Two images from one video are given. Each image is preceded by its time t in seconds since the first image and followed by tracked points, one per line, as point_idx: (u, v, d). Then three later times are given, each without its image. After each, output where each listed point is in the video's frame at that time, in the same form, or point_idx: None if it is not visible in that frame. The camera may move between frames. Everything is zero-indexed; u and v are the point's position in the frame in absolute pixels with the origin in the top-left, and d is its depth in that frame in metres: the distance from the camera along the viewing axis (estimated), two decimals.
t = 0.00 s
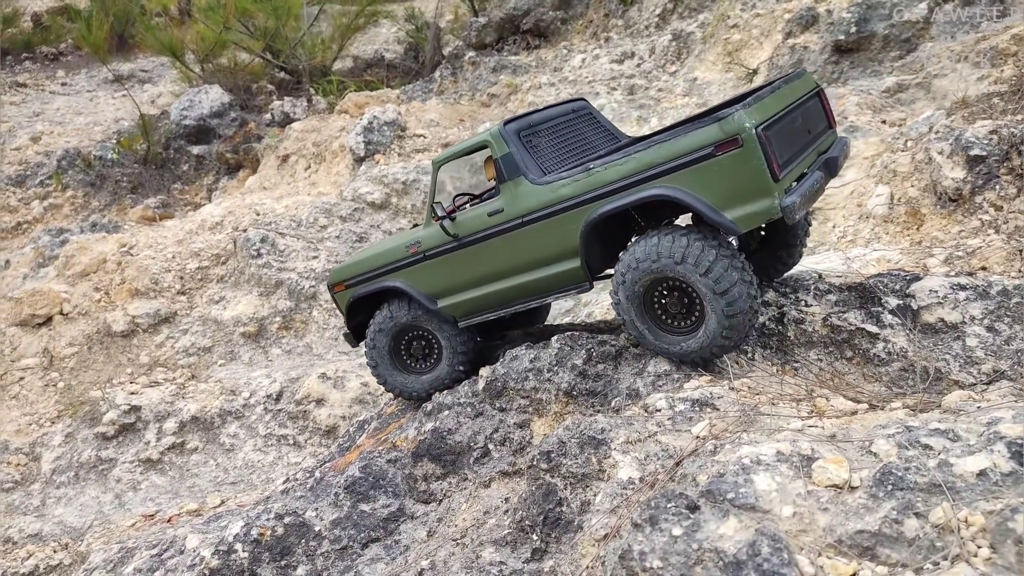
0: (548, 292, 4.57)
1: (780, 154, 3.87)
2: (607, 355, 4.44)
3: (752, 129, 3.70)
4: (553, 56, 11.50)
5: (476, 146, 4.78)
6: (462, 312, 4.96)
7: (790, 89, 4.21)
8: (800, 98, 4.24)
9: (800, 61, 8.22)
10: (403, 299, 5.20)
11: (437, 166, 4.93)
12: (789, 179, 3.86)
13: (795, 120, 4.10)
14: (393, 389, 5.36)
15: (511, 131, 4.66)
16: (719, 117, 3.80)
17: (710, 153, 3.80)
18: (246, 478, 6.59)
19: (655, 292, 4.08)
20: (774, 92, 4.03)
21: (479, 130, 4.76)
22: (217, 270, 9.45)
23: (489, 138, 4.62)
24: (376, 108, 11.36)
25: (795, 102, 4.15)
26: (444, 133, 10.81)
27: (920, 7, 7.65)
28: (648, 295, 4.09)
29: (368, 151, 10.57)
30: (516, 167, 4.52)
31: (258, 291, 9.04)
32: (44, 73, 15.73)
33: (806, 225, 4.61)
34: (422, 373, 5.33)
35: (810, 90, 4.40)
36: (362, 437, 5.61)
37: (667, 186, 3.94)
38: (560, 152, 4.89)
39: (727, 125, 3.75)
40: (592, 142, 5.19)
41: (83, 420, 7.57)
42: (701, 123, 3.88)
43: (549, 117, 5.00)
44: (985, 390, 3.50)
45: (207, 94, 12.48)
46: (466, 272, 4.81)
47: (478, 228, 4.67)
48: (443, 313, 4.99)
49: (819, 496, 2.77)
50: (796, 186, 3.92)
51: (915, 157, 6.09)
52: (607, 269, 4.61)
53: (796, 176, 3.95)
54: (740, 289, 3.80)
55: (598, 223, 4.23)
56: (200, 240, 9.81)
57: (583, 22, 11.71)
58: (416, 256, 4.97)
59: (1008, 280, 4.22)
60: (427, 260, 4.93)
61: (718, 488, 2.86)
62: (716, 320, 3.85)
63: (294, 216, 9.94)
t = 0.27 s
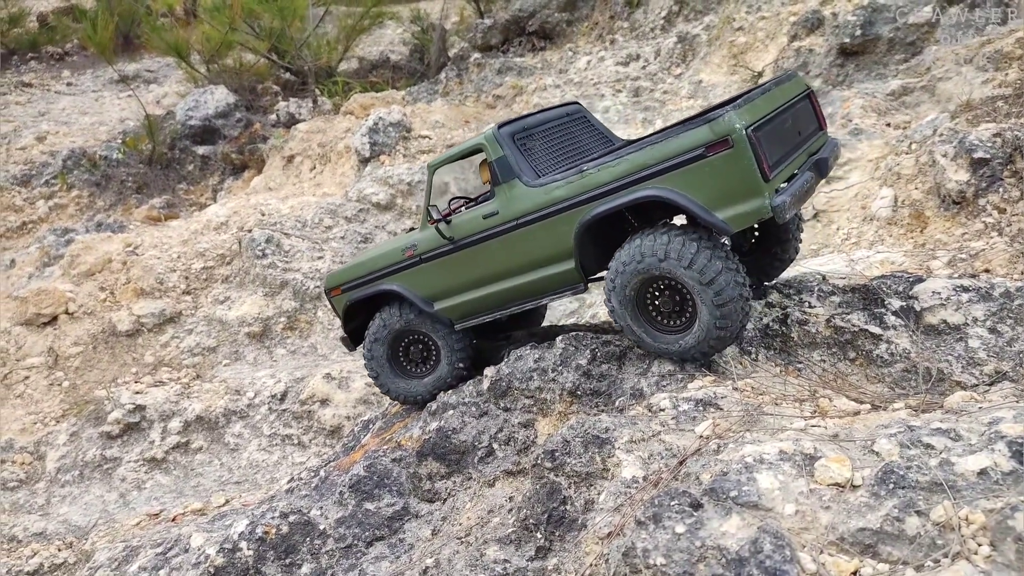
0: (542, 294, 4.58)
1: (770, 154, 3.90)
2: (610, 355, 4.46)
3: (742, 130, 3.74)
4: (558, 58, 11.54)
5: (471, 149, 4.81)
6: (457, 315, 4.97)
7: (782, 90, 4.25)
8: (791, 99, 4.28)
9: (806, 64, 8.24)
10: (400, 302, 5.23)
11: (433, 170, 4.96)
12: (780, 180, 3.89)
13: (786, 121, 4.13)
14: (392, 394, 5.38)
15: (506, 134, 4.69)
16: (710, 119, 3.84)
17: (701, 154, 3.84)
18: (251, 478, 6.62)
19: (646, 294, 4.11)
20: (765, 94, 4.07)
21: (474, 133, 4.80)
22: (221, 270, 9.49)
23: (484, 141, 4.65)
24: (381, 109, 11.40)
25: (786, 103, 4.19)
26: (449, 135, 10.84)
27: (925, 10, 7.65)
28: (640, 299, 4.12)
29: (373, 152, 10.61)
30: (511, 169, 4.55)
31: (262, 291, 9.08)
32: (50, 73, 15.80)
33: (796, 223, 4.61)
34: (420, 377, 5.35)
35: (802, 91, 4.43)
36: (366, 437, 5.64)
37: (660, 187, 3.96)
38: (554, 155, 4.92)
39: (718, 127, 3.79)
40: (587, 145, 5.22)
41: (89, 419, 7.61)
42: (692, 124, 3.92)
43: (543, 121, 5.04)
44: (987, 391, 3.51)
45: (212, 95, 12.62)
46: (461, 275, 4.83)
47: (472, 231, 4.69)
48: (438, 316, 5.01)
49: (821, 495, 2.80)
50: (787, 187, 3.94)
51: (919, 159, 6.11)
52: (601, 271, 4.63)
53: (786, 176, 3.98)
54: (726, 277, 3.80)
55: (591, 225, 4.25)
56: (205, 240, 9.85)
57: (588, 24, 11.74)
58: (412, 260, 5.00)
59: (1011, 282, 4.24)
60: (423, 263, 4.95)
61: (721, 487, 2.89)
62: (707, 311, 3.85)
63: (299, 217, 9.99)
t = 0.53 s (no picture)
0: (534, 299, 4.59)
1: (754, 154, 3.92)
2: (615, 356, 4.48)
3: (724, 132, 3.75)
4: (563, 59, 11.55)
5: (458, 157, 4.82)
6: (451, 322, 4.98)
7: (764, 87, 4.25)
8: (775, 95, 4.28)
9: (811, 65, 8.24)
10: (395, 311, 5.25)
11: (422, 179, 4.98)
12: (765, 180, 3.91)
13: (769, 119, 4.14)
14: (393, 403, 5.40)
15: (491, 141, 4.70)
16: (692, 121, 3.84)
17: (684, 157, 3.85)
18: (257, 476, 6.64)
19: (637, 300, 4.14)
20: (748, 92, 4.07)
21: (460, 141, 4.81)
22: (228, 270, 9.53)
23: (470, 150, 4.66)
24: (387, 110, 11.43)
25: (769, 101, 4.19)
26: (455, 136, 10.86)
27: (931, 12, 7.64)
28: (631, 306, 4.15)
29: (378, 153, 10.63)
30: (497, 176, 4.55)
31: (269, 291, 9.12)
32: (57, 74, 15.85)
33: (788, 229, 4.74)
34: (419, 383, 5.38)
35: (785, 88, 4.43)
36: (371, 436, 5.67)
37: (645, 191, 3.97)
38: (541, 159, 4.93)
39: (700, 129, 3.80)
40: (574, 147, 5.23)
41: (96, 418, 7.65)
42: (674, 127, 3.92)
43: (529, 126, 5.05)
44: (993, 393, 3.51)
45: (220, 97, 12.59)
46: (453, 282, 4.84)
47: (463, 239, 4.70)
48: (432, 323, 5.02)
49: (826, 495, 2.81)
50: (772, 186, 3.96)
51: (925, 161, 6.10)
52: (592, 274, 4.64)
53: (771, 175, 3.99)
54: (705, 268, 3.83)
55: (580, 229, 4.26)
56: (212, 240, 9.90)
57: (593, 25, 11.76)
58: (404, 269, 5.02)
59: (1017, 283, 4.24)
60: (415, 271, 4.97)
61: (726, 487, 2.90)
62: (695, 306, 3.87)
63: (305, 217, 10.02)
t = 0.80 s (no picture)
0: (523, 307, 4.63)
1: (726, 155, 3.97)
2: (622, 355, 4.49)
3: (696, 137, 3.80)
4: (567, 60, 11.57)
5: (434, 173, 4.82)
6: (443, 334, 5.01)
7: (731, 84, 4.31)
8: (743, 91, 4.33)
9: (815, 65, 8.24)
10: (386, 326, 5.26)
11: (402, 195, 4.99)
12: (738, 179, 3.97)
13: (738, 116, 4.19)
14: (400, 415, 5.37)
15: (467, 156, 4.70)
16: (663, 128, 3.89)
17: (658, 164, 3.90)
18: (264, 477, 6.67)
19: (626, 310, 4.19)
20: (715, 91, 4.12)
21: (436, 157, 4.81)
22: (234, 272, 9.57)
23: (446, 166, 4.66)
24: (392, 112, 11.46)
25: (737, 98, 4.25)
26: (459, 137, 10.88)
27: (935, 11, 7.64)
28: (620, 317, 4.20)
29: (383, 155, 10.65)
30: (476, 191, 4.56)
31: (274, 293, 9.15)
32: (62, 77, 15.93)
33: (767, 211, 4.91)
34: (421, 390, 5.36)
35: (754, 78, 4.50)
36: (378, 436, 5.70)
37: (623, 198, 4.01)
38: (519, 168, 4.95)
39: (672, 136, 3.84)
40: (550, 150, 5.26)
41: (104, 419, 7.68)
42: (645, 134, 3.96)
43: (503, 135, 5.06)
44: (999, 391, 3.51)
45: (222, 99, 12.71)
46: (440, 296, 4.86)
47: (447, 253, 4.72)
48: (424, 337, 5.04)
49: (832, 493, 2.82)
50: (745, 185, 4.02)
51: (930, 160, 6.10)
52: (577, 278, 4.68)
53: (745, 174, 4.05)
54: (674, 261, 3.90)
55: (563, 238, 4.30)
56: (218, 243, 9.94)
57: (597, 26, 11.78)
58: (392, 285, 5.04)
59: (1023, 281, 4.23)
60: (403, 288, 4.99)
61: (733, 485, 2.93)
62: (673, 297, 3.92)
63: (310, 219, 10.06)
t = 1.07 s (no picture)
0: (509, 316, 4.65)
1: (690, 160, 3.93)
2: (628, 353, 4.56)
3: (656, 147, 3.74)
4: (570, 60, 11.59)
5: (406, 193, 4.80)
6: (435, 346, 5.04)
7: (690, 84, 4.24)
8: (702, 89, 4.28)
9: (818, 63, 8.25)
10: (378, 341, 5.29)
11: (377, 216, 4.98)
12: (704, 184, 3.94)
13: (700, 117, 4.15)
14: (405, 421, 5.37)
15: (437, 173, 4.68)
16: (623, 139, 3.82)
17: (621, 176, 3.85)
18: (271, 477, 6.70)
19: (611, 323, 4.20)
20: (675, 95, 4.06)
21: (406, 176, 4.78)
22: (240, 273, 9.62)
23: (417, 186, 4.64)
24: (396, 112, 11.49)
25: (699, 98, 4.20)
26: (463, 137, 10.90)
27: (939, 8, 7.62)
28: (606, 331, 4.21)
29: (387, 156, 10.67)
30: (449, 209, 4.55)
31: (280, 293, 9.19)
32: (67, 80, 15.99)
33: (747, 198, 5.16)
34: (421, 392, 5.38)
35: (716, 73, 4.45)
36: (385, 435, 5.74)
37: (592, 211, 3.98)
38: (492, 177, 4.92)
39: (632, 147, 3.79)
40: (524, 154, 5.23)
41: (112, 420, 7.73)
42: (607, 145, 3.90)
43: (473, 146, 5.03)
44: (1004, 386, 3.52)
45: (229, 101, 12.73)
46: (426, 311, 4.88)
47: (427, 271, 4.72)
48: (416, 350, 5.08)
49: (838, 488, 2.84)
50: (713, 188, 4.00)
51: (934, 157, 6.10)
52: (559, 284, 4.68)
53: (711, 177, 4.02)
54: (640, 270, 3.90)
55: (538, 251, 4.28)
56: (223, 244, 9.99)
57: (600, 26, 11.80)
58: (379, 303, 5.06)
59: None
60: (389, 305, 5.01)
61: (740, 480, 2.96)
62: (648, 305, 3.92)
63: (315, 220, 10.10)
